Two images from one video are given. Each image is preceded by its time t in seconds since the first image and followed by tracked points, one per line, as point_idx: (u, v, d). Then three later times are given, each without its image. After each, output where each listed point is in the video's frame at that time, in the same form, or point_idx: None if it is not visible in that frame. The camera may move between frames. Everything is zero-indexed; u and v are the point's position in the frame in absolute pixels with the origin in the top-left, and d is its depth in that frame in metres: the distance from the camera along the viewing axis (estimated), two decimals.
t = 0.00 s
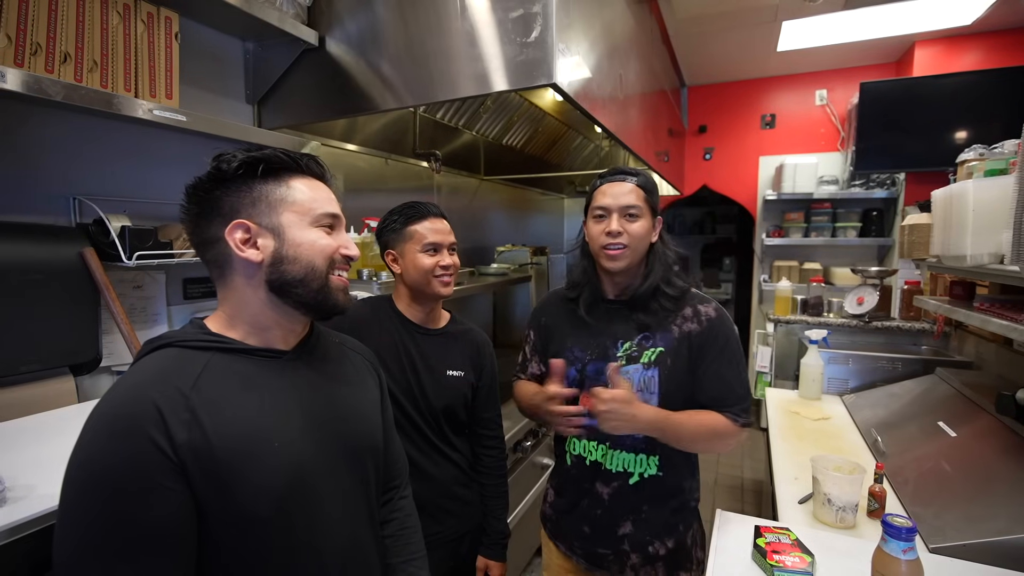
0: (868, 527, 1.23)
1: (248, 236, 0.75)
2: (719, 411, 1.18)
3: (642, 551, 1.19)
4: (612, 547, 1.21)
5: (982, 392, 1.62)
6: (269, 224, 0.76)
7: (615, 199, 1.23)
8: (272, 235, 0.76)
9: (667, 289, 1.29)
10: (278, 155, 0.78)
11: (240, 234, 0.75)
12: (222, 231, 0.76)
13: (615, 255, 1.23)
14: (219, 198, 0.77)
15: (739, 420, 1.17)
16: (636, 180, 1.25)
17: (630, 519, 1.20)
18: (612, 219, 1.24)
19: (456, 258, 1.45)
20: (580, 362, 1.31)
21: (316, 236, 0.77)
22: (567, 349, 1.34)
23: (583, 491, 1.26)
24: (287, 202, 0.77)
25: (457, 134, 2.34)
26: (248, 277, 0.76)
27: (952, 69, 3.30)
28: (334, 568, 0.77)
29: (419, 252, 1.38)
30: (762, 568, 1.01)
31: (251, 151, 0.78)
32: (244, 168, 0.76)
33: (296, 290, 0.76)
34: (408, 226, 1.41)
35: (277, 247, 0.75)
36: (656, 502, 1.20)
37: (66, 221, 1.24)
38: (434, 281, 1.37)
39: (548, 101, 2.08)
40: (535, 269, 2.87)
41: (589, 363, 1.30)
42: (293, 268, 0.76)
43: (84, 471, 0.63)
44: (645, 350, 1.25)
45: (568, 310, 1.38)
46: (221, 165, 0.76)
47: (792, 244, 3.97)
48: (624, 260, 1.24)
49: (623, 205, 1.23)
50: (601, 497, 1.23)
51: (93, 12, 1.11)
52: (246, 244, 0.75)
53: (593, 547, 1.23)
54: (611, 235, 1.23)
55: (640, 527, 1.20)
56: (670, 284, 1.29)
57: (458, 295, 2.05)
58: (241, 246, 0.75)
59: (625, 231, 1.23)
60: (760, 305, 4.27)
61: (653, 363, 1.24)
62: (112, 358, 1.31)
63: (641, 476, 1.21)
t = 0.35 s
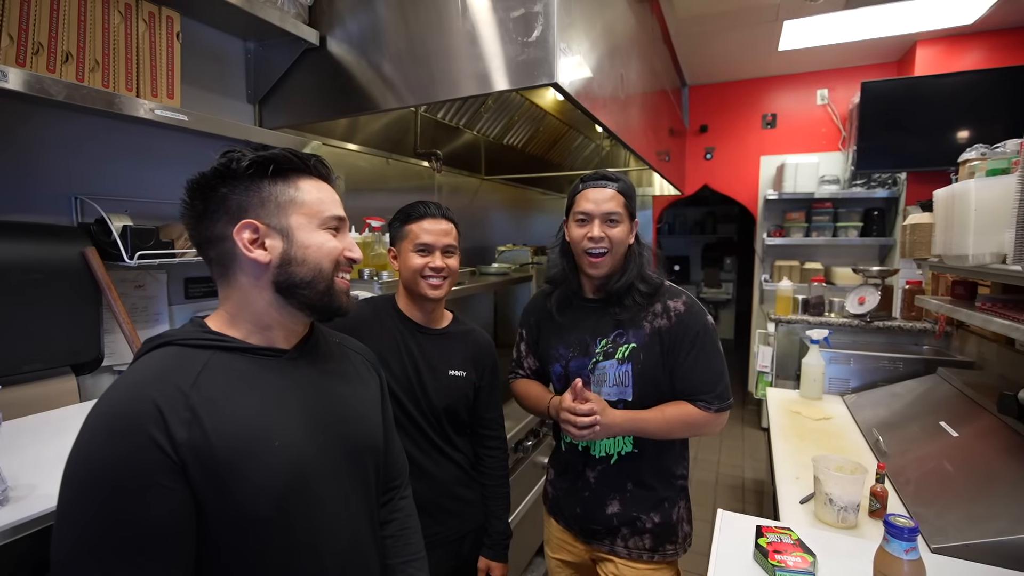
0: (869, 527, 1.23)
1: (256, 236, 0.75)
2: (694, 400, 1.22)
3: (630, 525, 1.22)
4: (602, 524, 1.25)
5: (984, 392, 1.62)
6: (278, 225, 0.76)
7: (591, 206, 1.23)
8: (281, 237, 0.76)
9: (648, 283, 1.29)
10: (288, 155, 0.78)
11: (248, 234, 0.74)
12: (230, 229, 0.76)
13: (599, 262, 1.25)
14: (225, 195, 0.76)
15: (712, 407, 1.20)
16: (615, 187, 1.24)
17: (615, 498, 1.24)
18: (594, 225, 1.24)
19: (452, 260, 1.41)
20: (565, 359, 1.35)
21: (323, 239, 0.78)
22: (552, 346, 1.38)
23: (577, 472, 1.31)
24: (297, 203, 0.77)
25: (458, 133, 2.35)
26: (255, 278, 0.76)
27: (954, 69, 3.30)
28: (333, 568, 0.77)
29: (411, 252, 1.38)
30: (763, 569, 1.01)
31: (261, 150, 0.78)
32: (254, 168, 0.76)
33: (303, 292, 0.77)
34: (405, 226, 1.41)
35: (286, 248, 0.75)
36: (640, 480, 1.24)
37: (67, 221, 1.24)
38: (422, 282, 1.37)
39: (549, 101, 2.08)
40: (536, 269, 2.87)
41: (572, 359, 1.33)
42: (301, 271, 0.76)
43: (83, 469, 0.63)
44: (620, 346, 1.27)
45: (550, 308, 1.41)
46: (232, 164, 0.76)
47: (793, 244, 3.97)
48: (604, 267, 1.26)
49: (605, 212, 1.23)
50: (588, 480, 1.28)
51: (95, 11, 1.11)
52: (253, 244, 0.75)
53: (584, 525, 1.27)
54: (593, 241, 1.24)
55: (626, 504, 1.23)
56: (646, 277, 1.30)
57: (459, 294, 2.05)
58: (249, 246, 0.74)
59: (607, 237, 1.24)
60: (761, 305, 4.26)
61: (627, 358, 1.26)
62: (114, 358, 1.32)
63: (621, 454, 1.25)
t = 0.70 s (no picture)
0: (872, 528, 1.23)
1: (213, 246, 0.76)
2: (689, 404, 1.21)
3: (620, 529, 1.22)
4: (592, 525, 1.25)
5: (986, 393, 1.62)
6: (221, 230, 0.74)
7: (571, 210, 1.26)
8: (221, 242, 0.74)
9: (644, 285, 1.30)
10: (227, 155, 0.75)
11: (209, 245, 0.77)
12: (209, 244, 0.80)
13: (575, 263, 1.27)
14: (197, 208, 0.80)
15: (707, 411, 1.19)
16: (593, 191, 1.24)
17: (607, 500, 1.24)
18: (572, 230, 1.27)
19: (456, 262, 1.41)
20: (563, 353, 1.36)
21: (252, 235, 0.72)
22: (552, 339, 1.40)
23: (571, 473, 1.32)
24: (230, 203, 0.74)
25: (460, 134, 2.35)
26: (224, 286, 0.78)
27: (955, 69, 3.30)
28: (339, 567, 0.78)
29: (415, 253, 1.38)
30: (765, 569, 1.01)
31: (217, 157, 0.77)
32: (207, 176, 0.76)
33: (239, 294, 0.73)
34: (410, 226, 1.42)
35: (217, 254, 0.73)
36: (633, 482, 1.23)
37: (71, 222, 1.24)
38: (424, 283, 1.37)
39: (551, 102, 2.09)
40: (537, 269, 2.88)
41: (570, 354, 1.34)
42: (230, 275, 0.73)
43: (97, 462, 0.63)
44: (615, 342, 1.28)
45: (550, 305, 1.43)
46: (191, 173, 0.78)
47: (794, 244, 3.97)
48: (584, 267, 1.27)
49: (578, 215, 1.25)
50: (579, 478, 1.29)
51: (99, 14, 1.11)
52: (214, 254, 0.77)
53: (575, 525, 1.28)
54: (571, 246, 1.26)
55: (616, 506, 1.23)
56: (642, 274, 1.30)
57: (460, 295, 2.05)
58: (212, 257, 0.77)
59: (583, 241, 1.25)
60: (762, 306, 4.26)
61: (621, 354, 1.27)
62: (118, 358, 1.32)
63: (614, 454, 1.25)
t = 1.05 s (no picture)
0: (875, 530, 1.22)
1: (226, 256, 0.74)
2: (714, 422, 1.16)
3: (626, 554, 1.20)
4: (598, 547, 1.23)
5: (989, 395, 1.62)
6: (242, 240, 0.73)
7: (611, 199, 1.24)
8: (245, 253, 0.73)
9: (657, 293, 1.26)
10: (234, 162, 0.73)
11: (218, 255, 0.74)
12: (203, 251, 0.76)
13: (609, 253, 1.24)
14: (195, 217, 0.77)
15: (734, 430, 1.14)
16: (639, 184, 1.24)
17: (614, 521, 1.22)
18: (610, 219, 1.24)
19: (460, 265, 1.42)
20: (571, 361, 1.33)
21: (291, 247, 0.73)
22: (562, 345, 1.37)
23: (571, 488, 1.31)
24: (256, 214, 0.73)
25: (462, 135, 2.35)
26: (237, 294, 0.76)
27: (957, 70, 3.30)
28: (347, 567, 0.78)
29: (420, 257, 1.38)
30: (769, 572, 1.01)
31: (210, 160, 0.73)
32: (207, 183, 0.73)
33: (280, 305, 0.74)
34: (415, 229, 1.42)
35: (250, 265, 0.73)
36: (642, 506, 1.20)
37: (75, 224, 1.25)
38: (430, 286, 1.37)
39: (553, 103, 2.09)
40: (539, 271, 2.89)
41: (579, 363, 1.32)
42: (270, 284, 0.73)
43: (105, 470, 0.63)
44: (631, 353, 1.24)
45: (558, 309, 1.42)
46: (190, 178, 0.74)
47: (796, 246, 3.96)
48: (619, 260, 1.24)
49: (620, 204, 1.23)
50: (586, 494, 1.27)
51: (104, 17, 1.12)
52: (225, 264, 0.74)
53: (579, 545, 1.26)
54: (608, 236, 1.24)
55: (624, 530, 1.20)
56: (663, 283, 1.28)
57: (462, 296, 2.06)
58: (221, 266, 0.75)
59: (622, 233, 1.23)
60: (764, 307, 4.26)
61: (638, 367, 1.23)
62: (122, 359, 1.32)
63: (624, 473, 1.22)
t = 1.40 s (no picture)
0: (880, 532, 1.22)
1: (277, 235, 0.75)
2: (755, 438, 1.10)
3: None
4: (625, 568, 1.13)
5: (995, 397, 1.61)
6: (298, 224, 0.76)
7: (645, 202, 1.13)
8: (301, 235, 0.76)
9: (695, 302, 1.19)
10: (302, 157, 0.79)
11: (269, 232, 0.75)
12: (249, 229, 0.75)
13: (641, 266, 1.13)
14: (229, 202, 0.77)
15: (777, 445, 1.08)
16: (672, 183, 1.14)
17: (646, 543, 1.12)
18: (642, 225, 1.14)
19: (465, 268, 1.43)
20: (598, 376, 1.20)
21: (340, 239, 0.79)
22: (583, 358, 1.23)
23: (593, 507, 1.18)
24: (314, 204, 0.78)
25: (465, 136, 2.35)
26: (275, 276, 0.76)
27: (961, 71, 3.28)
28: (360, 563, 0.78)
29: (425, 259, 1.39)
30: (773, 573, 1.00)
31: (277, 153, 0.79)
32: (272, 170, 0.77)
33: (323, 290, 0.78)
34: (420, 231, 1.42)
35: (305, 246, 0.76)
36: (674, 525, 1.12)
37: (80, 225, 1.25)
38: (434, 289, 1.38)
39: (556, 104, 2.09)
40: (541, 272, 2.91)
41: (608, 377, 1.18)
42: (321, 268, 0.77)
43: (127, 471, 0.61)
44: (671, 368, 1.14)
45: (584, 319, 1.27)
46: (242, 163, 0.77)
47: (799, 246, 3.94)
48: (652, 272, 1.14)
49: (655, 209, 1.12)
50: (619, 516, 1.15)
51: (110, 19, 1.12)
52: (274, 243, 0.75)
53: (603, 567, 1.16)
54: (639, 243, 1.13)
55: (656, 551, 1.11)
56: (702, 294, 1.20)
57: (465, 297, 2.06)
58: (270, 244, 0.75)
59: (653, 240, 1.12)
60: (767, 308, 4.24)
61: (678, 382, 1.13)
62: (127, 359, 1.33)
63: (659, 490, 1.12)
